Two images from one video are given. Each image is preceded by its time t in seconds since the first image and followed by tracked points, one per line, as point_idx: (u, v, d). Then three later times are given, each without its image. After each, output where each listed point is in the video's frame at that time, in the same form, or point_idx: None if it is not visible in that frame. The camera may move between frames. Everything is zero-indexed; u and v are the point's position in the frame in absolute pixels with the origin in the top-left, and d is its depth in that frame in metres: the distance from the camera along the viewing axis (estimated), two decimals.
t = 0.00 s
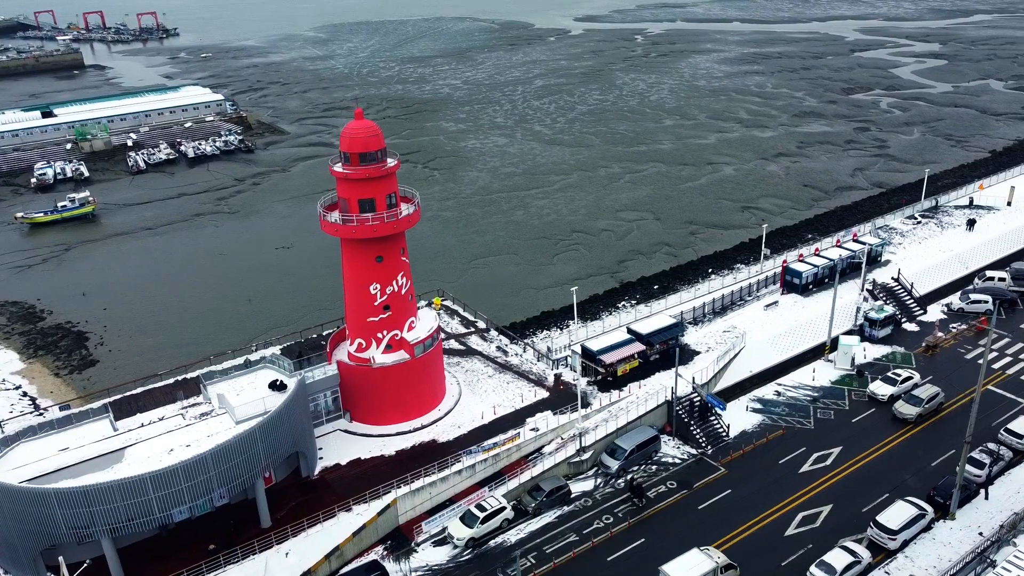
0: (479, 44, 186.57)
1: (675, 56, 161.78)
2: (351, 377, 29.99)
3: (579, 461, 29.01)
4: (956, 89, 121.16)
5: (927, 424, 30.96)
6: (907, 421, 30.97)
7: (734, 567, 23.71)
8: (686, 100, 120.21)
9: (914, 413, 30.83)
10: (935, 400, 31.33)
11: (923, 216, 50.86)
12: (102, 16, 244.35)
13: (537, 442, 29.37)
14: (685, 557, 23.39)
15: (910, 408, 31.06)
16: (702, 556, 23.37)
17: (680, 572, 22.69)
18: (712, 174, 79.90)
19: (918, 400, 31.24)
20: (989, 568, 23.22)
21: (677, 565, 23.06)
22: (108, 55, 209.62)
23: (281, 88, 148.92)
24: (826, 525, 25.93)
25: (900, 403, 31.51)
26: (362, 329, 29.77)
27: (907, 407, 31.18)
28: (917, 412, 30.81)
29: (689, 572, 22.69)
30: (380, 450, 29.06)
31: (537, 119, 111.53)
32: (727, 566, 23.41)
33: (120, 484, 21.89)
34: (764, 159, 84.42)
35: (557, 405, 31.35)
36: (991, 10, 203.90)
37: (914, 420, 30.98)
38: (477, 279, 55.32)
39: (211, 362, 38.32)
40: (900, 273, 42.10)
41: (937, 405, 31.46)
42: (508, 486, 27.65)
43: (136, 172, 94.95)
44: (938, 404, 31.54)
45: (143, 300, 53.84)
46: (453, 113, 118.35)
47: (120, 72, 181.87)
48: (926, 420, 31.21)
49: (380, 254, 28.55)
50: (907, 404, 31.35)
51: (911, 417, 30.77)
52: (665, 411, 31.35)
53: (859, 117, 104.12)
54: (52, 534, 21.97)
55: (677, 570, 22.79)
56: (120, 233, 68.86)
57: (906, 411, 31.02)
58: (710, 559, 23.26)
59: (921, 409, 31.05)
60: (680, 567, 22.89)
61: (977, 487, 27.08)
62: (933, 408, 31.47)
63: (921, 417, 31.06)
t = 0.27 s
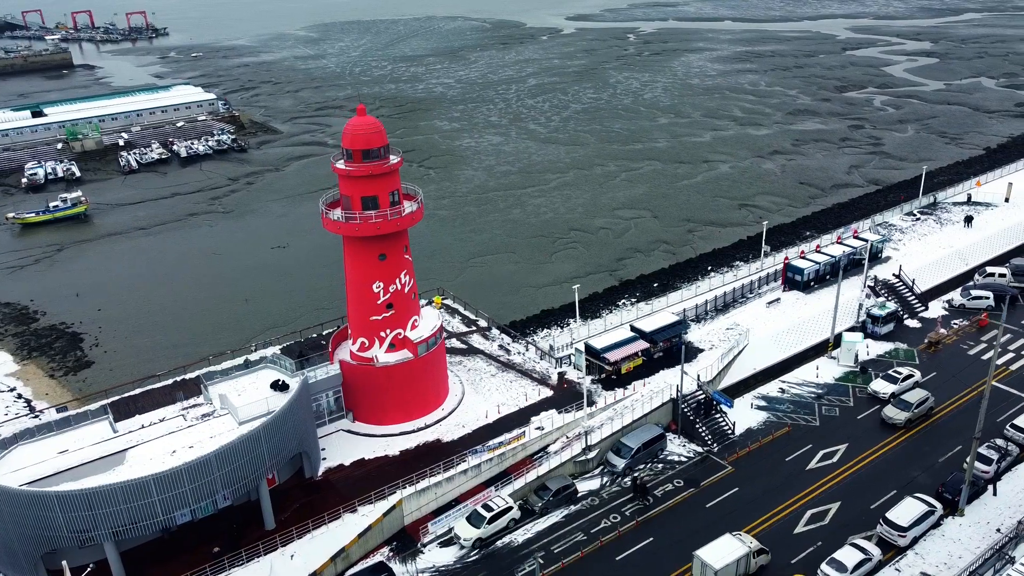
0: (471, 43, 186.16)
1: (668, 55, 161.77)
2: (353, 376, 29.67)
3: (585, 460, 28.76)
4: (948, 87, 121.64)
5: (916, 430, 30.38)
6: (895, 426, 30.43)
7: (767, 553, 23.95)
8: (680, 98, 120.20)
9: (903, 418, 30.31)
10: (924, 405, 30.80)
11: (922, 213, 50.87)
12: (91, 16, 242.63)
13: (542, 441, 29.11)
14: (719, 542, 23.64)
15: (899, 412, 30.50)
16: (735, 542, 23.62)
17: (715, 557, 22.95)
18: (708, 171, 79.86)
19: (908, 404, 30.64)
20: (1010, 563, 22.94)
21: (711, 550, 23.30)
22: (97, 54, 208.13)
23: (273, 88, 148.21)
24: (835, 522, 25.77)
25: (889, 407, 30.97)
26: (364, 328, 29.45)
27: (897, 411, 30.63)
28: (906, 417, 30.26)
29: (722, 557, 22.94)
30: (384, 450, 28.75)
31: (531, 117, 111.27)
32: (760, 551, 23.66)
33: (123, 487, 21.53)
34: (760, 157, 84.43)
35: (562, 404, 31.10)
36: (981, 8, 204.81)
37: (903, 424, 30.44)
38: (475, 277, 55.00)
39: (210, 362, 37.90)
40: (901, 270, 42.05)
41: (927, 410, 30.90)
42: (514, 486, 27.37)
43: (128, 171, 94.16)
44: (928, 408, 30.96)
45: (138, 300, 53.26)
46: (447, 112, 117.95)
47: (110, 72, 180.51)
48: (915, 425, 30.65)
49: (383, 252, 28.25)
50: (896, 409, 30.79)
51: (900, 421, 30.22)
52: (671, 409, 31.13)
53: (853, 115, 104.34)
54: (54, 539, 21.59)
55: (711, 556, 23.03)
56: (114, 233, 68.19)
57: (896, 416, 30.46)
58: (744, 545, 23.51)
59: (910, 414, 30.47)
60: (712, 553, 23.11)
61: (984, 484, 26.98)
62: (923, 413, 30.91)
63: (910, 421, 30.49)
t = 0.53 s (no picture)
0: (464, 42, 185.70)
1: (662, 54, 161.71)
2: (358, 375, 29.34)
3: (592, 459, 28.55)
4: (942, 85, 122.05)
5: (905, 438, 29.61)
6: (884, 433, 29.71)
7: (801, 537, 24.38)
8: (675, 97, 120.16)
9: (891, 426, 29.56)
10: (914, 412, 29.98)
11: (922, 210, 50.87)
12: (80, 15, 240.96)
13: (550, 440, 28.85)
14: (756, 526, 24.12)
15: (888, 419, 29.78)
16: (771, 526, 24.09)
17: (753, 541, 23.43)
18: (706, 169, 79.75)
19: (897, 411, 29.88)
20: None
21: (749, 534, 23.76)
22: (87, 54, 206.61)
23: (266, 87, 147.46)
24: (846, 519, 25.62)
25: (877, 414, 30.25)
26: (369, 327, 29.10)
27: (886, 419, 29.87)
28: (895, 424, 29.53)
29: (760, 541, 23.41)
30: (390, 450, 28.44)
31: (526, 116, 110.99)
32: (796, 535, 24.14)
33: (129, 489, 21.20)
34: (756, 155, 84.42)
35: (568, 402, 30.85)
36: (971, 7, 205.68)
37: (892, 432, 29.71)
38: (474, 276, 54.69)
39: (210, 363, 37.48)
40: (903, 267, 41.99)
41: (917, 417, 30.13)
42: (522, 486, 27.11)
43: (121, 171, 93.41)
44: (918, 415, 30.16)
45: (135, 301, 52.73)
46: (441, 111, 117.50)
47: (100, 71, 179.25)
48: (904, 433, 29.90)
49: (388, 249, 27.92)
50: (885, 416, 30.04)
51: (889, 429, 29.47)
52: (678, 408, 30.94)
53: (848, 113, 104.53)
54: (58, 543, 21.23)
55: (749, 539, 23.50)
56: (108, 233, 67.56)
57: (885, 424, 29.70)
58: (781, 528, 23.99)
59: (898, 422, 29.73)
60: (749, 538, 23.57)
61: (995, 480, 26.89)
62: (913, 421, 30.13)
63: (899, 429, 29.79)
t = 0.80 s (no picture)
0: (461, 41, 185.34)
1: (658, 53, 161.58)
2: (364, 375, 29.11)
3: (600, 459, 28.36)
4: (939, 84, 122.25)
5: (899, 446, 28.95)
6: (878, 441, 28.99)
7: (829, 526, 24.62)
8: (673, 96, 120.09)
9: (885, 433, 28.88)
10: (908, 418, 29.45)
11: (924, 208, 50.83)
12: (73, 15, 239.70)
13: (557, 439, 28.66)
14: (785, 515, 24.31)
15: (881, 426, 29.16)
16: (800, 515, 24.32)
17: (782, 529, 23.66)
18: (705, 168, 79.64)
19: (890, 418, 29.33)
20: None
21: (777, 522, 23.98)
22: (81, 53, 205.55)
23: (262, 86, 146.91)
24: (857, 519, 25.47)
25: (870, 421, 29.63)
26: (375, 326, 28.84)
27: (879, 426, 29.24)
28: (889, 432, 28.88)
29: (789, 529, 23.64)
30: (397, 450, 28.22)
31: (524, 115, 110.74)
32: (823, 523, 24.39)
33: (137, 490, 20.95)
34: (756, 154, 84.33)
35: (575, 401, 30.65)
36: (966, 6, 206.15)
37: (886, 440, 29.03)
38: (476, 275, 54.45)
39: (212, 363, 37.17)
40: (908, 265, 41.89)
41: (910, 424, 29.55)
42: (530, 486, 26.91)
43: (118, 171, 92.87)
44: (910, 422, 29.63)
45: (134, 301, 52.34)
46: (439, 110, 117.17)
47: (95, 71, 178.30)
48: (898, 441, 29.29)
49: (394, 248, 27.65)
50: (878, 423, 29.42)
51: (883, 437, 28.77)
52: (685, 407, 30.76)
53: (846, 111, 104.59)
54: (64, 545, 20.97)
55: (778, 527, 23.72)
56: (106, 233, 67.10)
57: (878, 431, 29.04)
58: (809, 517, 24.23)
59: (892, 429, 29.12)
60: (778, 526, 23.80)
61: (1004, 479, 26.78)
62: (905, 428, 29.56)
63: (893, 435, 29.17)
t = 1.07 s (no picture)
0: (457, 40, 184.99)
1: (656, 52, 161.48)
2: (371, 374, 28.86)
3: (610, 458, 28.19)
4: (936, 82, 122.46)
5: (891, 455, 28.33)
6: (872, 450, 28.40)
7: (859, 511, 24.91)
8: (671, 95, 120.01)
9: (878, 442, 28.29)
10: (901, 426, 28.77)
11: (927, 205, 50.79)
12: (67, 14, 238.50)
13: (567, 439, 28.45)
14: (818, 502, 24.58)
15: (873, 435, 28.54)
16: (831, 501, 24.58)
17: (816, 515, 23.93)
18: (706, 166, 79.57)
19: (883, 426, 28.66)
20: None
21: (810, 508, 24.23)
22: (75, 53, 204.53)
23: (258, 85, 146.37)
24: (870, 517, 25.33)
25: (863, 429, 29.00)
26: (382, 325, 28.62)
27: (872, 434, 28.63)
28: (881, 441, 28.27)
29: (822, 515, 23.91)
30: (406, 450, 27.99)
31: (523, 114, 110.49)
32: (854, 509, 24.67)
33: (146, 492, 20.69)
34: (756, 152, 84.29)
35: (584, 401, 30.47)
36: (961, 5, 206.52)
37: (879, 449, 28.43)
38: (478, 274, 54.23)
39: (217, 364, 36.86)
40: (913, 263, 41.82)
41: (904, 431, 28.88)
42: (541, 486, 26.69)
43: (115, 171, 92.37)
44: (905, 430, 28.93)
45: (134, 301, 51.94)
46: (437, 109, 116.87)
47: (89, 70, 177.40)
48: (892, 448, 28.67)
49: (402, 247, 27.42)
50: (870, 431, 28.80)
51: (875, 445, 28.21)
52: (694, 406, 30.61)
53: (844, 110, 104.65)
54: (72, 548, 20.71)
55: (811, 513, 23.98)
56: (105, 233, 66.66)
57: (870, 440, 28.46)
58: (840, 503, 24.48)
59: (884, 437, 28.48)
60: (811, 512, 24.06)
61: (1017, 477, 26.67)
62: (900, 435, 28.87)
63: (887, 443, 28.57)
